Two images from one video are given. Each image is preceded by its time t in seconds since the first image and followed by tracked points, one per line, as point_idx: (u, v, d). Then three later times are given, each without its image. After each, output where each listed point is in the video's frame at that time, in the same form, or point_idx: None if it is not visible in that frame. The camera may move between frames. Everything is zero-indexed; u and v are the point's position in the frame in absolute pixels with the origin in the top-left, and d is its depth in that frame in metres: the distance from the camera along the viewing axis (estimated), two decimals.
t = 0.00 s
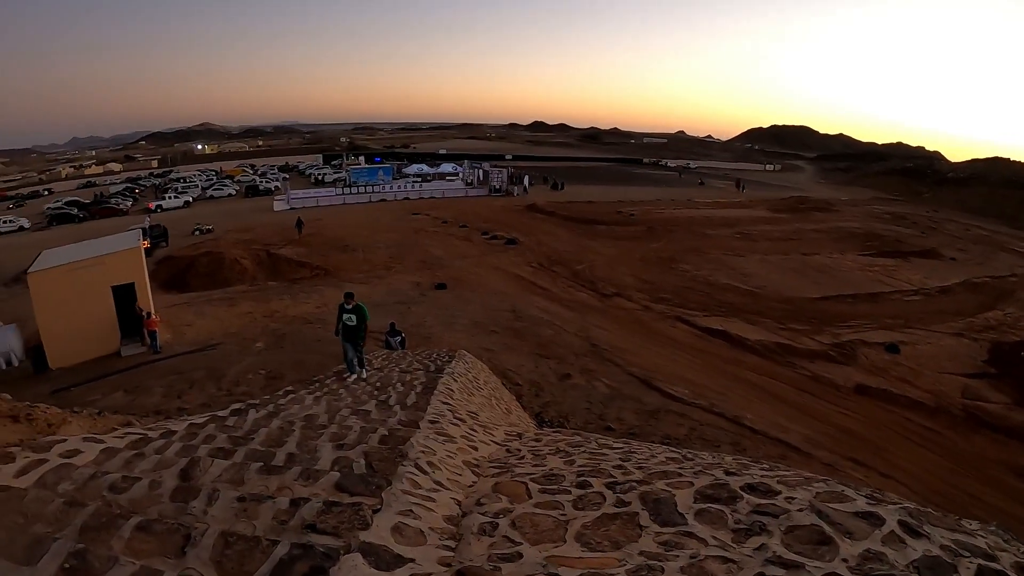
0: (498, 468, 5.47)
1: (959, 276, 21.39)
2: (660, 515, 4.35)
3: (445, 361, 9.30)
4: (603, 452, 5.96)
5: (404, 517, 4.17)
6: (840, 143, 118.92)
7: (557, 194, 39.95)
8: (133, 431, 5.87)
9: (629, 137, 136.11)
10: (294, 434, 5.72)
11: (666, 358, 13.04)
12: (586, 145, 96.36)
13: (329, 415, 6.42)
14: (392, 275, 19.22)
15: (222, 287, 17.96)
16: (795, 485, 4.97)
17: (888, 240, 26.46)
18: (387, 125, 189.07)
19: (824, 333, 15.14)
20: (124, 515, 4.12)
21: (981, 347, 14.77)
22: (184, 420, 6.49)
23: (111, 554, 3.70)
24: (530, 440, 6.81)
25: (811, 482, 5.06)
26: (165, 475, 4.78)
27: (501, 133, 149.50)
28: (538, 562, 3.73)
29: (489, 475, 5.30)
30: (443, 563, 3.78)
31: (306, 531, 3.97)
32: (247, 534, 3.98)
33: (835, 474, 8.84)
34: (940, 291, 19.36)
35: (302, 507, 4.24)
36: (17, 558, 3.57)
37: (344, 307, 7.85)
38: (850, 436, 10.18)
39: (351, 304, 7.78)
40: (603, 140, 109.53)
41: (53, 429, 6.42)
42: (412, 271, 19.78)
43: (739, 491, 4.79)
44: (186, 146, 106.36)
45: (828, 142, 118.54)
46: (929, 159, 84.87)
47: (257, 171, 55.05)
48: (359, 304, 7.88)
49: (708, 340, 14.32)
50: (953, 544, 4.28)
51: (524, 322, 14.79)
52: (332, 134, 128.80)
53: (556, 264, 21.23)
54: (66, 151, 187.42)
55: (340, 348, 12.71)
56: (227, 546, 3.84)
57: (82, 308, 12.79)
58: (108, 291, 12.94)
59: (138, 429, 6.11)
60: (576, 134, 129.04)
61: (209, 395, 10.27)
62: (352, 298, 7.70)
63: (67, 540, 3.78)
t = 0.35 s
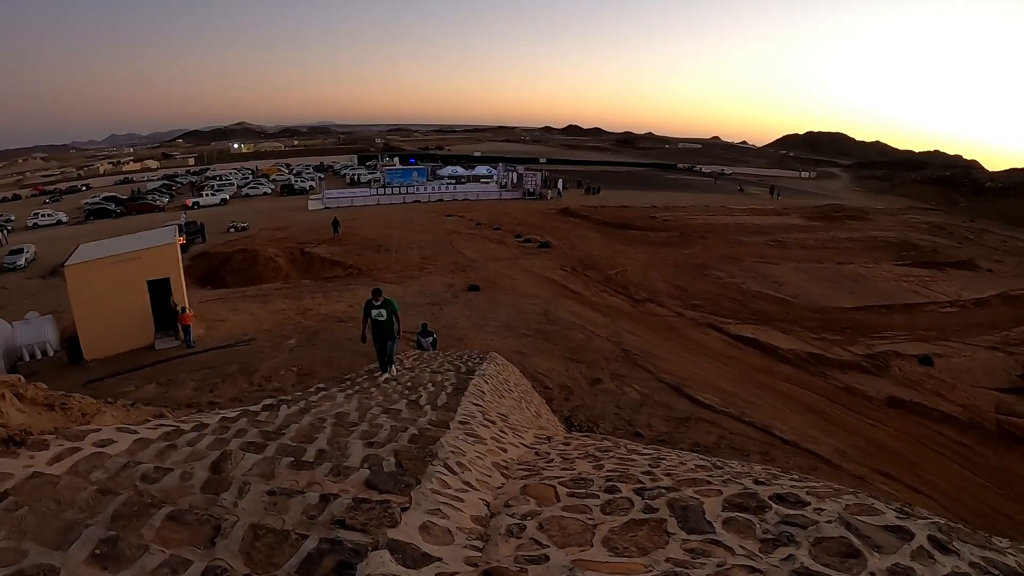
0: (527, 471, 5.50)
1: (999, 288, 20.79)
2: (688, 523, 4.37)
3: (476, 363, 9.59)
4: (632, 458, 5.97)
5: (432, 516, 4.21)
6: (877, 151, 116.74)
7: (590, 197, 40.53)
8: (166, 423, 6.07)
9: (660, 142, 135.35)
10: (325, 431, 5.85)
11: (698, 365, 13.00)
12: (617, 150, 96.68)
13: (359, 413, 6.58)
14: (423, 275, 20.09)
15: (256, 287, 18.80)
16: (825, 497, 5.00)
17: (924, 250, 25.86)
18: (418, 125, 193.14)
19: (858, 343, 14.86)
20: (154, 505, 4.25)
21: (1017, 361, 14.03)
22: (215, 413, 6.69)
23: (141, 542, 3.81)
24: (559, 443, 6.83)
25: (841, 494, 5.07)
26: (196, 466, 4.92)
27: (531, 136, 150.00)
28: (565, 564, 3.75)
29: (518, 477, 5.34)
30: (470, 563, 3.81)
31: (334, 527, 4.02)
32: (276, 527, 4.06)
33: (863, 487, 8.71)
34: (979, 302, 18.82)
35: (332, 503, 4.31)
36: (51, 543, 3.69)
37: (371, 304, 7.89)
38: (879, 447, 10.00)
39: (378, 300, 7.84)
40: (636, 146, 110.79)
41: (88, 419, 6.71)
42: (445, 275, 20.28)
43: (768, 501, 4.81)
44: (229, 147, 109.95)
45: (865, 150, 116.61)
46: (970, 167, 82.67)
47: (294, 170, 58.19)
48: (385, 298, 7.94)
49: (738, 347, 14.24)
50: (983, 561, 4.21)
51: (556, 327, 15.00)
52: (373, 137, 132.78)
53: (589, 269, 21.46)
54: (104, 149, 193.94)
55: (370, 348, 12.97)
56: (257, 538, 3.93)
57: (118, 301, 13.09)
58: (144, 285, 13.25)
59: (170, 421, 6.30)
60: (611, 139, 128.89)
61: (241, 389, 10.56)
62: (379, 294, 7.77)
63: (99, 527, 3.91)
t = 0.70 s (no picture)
0: (549, 472, 5.52)
1: None
2: (711, 528, 4.37)
3: (500, 364, 9.71)
4: (655, 461, 5.96)
5: (455, 515, 4.25)
6: (905, 156, 114.99)
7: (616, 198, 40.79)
8: (191, 417, 6.19)
9: (683, 144, 134.14)
10: (350, 429, 5.95)
11: (722, 369, 12.93)
12: (641, 153, 96.28)
13: (384, 412, 6.68)
14: (449, 275, 20.36)
15: (284, 283, 19.21)
16: (848, 506, 4.96)
17: (954, 256, 25.23)
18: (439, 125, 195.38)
19: (884, 350, 14.60)
20: (180, 497, 4.33)
21: None
22: (241, 408, 6.82)
23: (165, 534, 3.87)
24: (581, 445, 6.85)
25: (864, 504, 5.03)
26: (222, 460, 5.01)
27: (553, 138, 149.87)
28: (586, 566, 3.76)
29: (540, 478, 5.36)
30: (491, 562, 3.84)
31: (358, 524, 4.07)
32: (300, 522, 4.12)
33: (888, 496, 8.57)
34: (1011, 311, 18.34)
35: (355, 499, 4.37)
36: (76, 532, 3.77)
37: (398, 307, 7.87)
38: (904, 456, 9.83)
39: (406, 303, 7.81)
40: (662, 148, 110.95)
41: (116, 412, 6.87)
42: (472, 274, 20.50)
43: (791, 509, 4.79)
44: (257, 146, 111.67)
45: (892, 155, 114.86)
46: (1003, 173, 80.68)
47: (322, 169, 59.65)
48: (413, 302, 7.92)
49: (763, 352, 14.13)
50: None
51: (581, 328, 15.08)
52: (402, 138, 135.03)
53: (614, 271, 21.51)
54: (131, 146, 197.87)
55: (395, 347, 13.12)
56: (281, 532, 3.99)
57: (145, 296, 13.28)
58: (172, 280, 13.43)
59: (195, 415, 6.42)
60: (636, 142, 128.10)
61: (266, 385, 10.71)
62: (408, 297, 7.74)
63: (123, 518, 3.99)
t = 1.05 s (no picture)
0: (571, 472, 5.52)
1: None
2: (732, 532, 4.35)
3: (523, 364, 9.77)
4: (677, 464, 5.94)
5: (476, 513, 4.27)
6: (931, 160, 113.15)
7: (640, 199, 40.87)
8: (216, 412, 6.28)
9: (706, 145, 133.25)
10: (373, 426, 6.00)
11: (744, 373, 12.84)
12: (663, 154, 95.88)
13: (408, 410, 6.74)
14: (474, 274, 20.46)
15: (309, 281, 19.41)
16: (871, 513, 4.91)
17: (983, 262, 24.61)
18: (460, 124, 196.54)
19: (909, 356, 14.35)
20: (203, 490, 4.40)
21: None
22: (264, 404, 6.91)
23: (187, 526, 3.92)
24: (603, 446, 6.84)
25: (888, 512, 4.97)
26: (245, 454, 5.07)
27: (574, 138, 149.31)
28: (607, 568, 3.76)
29: (562, 478, 5.36)
30: (511, 561, 3.85)
31: (379, 521, 4.11)
32: (322, 517, 4.16)
33: (910, 505, 8.43)
34: None
35: (377, 496, 4.41)
36: (100, 523, 3.83)
37: (423, 301, 7.78)
38: (928, 465, 9.66)
39: (431, 298, 7.73)
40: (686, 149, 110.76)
41: (141, 405, 7.00)
42: (496, 274, 20.64)
43: (813, 515, 4.76)
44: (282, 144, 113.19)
45: (918, 158, 113.09)
46: None
47: (348, 168, 60.70)
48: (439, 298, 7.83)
49: (786, 356, 14.02)
50: None
51: (604, 329, 15.09)
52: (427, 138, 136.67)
53: (638, 272, 21.51)
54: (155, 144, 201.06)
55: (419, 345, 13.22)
56: (303, 527, 4.03)
57: (171, 291, 13.47)
58: (197, 276, 13.59)
59: (219, 410, 6.53)
60: (662, 143, 128.23)
61: (290, 381, 10.84)
62: (433, 292, 7.66)
63: (147, 509, 4.06)
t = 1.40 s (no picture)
0: (594, 473, 5.51)
1: None
2: (755, 537, 4.32)
3: (548, 363, 9.81)
4: (701, 467, 5.91)
5: (500, 512, 4.29)
6: (962, 163, 110.88)
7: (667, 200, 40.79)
8: (242, 407, 6.39)
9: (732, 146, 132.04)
10: (397, 424, 6.06)
11: (769, 377, 12.73)
12: (688, 154, 95.42)
13: (433, 408, 6.81)
14: (500, 274, 20.54)
15: (337, 278, 19.61)
16: (895, 521, 4.85)
17: (1017, 268, 23.97)
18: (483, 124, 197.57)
19: (937, 363, 14.08)
20: (228, 483, 4.46)
21: None
22: (290, 400, 7.02)
23: (212, 518, 3.97)
24: (627, 447, 6.83)
25: (912, 520, 4.91)
26: (270, 448, 5.15)
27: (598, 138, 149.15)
28: (630, 570, 3.75)
29: (586, 479, 5.36)
30: (534, 561, 3.86)
31: (403, 517, 4.15)
32: (345, 512, 4.20)
33: (935, 515, 8.28)
34: None
35: (401, 493, 4.46)
36: (125, 512, 3.91)
37: (444, 302, 7.82)
38: (955, 475, 9.48)
39: (452, 299, 7.75)
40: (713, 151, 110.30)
41: (169, 398, 7.14)
42: (522, 273, 20.73)
43: (836, 521, 4.71)
44: (309, 142, 114.64)
45: (947, 162, 110.94)
46: None
47: (375, 166, 61.53)
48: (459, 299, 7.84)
49: (813, 361, 13.88)
50: None
51: (630, 330, 15.07)
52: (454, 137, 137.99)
53: (665, 273, 21.44)
54: (179, 141, 204.52)
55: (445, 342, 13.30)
56: (327, 522, 4.08)
57: (199, 286, 13.68)
58: (226, 272, 13.79)
59: (246, 404, 6.66)
60: (689, 144, 127.83)
61: (315, 376, 10.95)
62: (454, 293, 7.69)
63: (173, 500, 4.13)
